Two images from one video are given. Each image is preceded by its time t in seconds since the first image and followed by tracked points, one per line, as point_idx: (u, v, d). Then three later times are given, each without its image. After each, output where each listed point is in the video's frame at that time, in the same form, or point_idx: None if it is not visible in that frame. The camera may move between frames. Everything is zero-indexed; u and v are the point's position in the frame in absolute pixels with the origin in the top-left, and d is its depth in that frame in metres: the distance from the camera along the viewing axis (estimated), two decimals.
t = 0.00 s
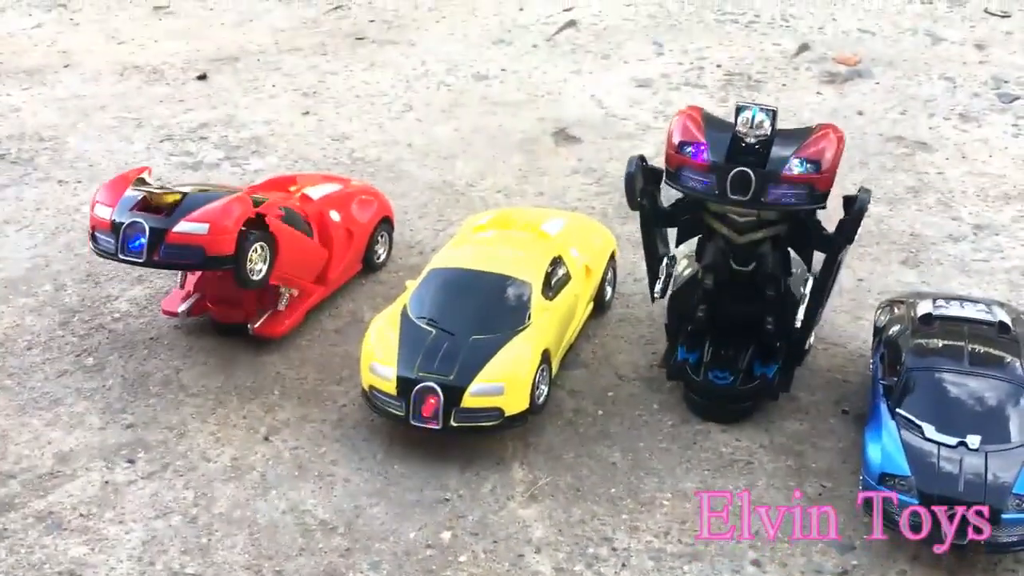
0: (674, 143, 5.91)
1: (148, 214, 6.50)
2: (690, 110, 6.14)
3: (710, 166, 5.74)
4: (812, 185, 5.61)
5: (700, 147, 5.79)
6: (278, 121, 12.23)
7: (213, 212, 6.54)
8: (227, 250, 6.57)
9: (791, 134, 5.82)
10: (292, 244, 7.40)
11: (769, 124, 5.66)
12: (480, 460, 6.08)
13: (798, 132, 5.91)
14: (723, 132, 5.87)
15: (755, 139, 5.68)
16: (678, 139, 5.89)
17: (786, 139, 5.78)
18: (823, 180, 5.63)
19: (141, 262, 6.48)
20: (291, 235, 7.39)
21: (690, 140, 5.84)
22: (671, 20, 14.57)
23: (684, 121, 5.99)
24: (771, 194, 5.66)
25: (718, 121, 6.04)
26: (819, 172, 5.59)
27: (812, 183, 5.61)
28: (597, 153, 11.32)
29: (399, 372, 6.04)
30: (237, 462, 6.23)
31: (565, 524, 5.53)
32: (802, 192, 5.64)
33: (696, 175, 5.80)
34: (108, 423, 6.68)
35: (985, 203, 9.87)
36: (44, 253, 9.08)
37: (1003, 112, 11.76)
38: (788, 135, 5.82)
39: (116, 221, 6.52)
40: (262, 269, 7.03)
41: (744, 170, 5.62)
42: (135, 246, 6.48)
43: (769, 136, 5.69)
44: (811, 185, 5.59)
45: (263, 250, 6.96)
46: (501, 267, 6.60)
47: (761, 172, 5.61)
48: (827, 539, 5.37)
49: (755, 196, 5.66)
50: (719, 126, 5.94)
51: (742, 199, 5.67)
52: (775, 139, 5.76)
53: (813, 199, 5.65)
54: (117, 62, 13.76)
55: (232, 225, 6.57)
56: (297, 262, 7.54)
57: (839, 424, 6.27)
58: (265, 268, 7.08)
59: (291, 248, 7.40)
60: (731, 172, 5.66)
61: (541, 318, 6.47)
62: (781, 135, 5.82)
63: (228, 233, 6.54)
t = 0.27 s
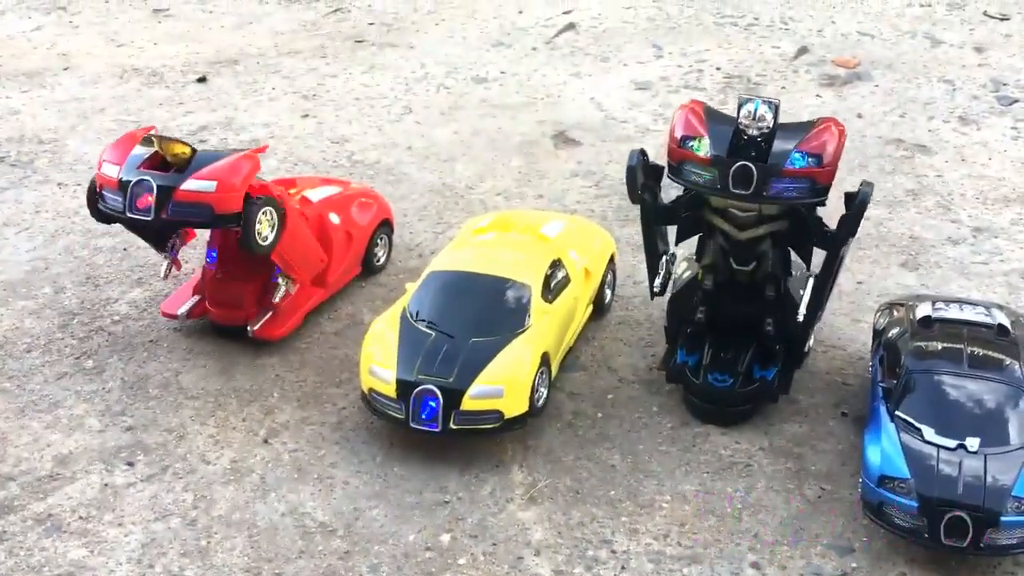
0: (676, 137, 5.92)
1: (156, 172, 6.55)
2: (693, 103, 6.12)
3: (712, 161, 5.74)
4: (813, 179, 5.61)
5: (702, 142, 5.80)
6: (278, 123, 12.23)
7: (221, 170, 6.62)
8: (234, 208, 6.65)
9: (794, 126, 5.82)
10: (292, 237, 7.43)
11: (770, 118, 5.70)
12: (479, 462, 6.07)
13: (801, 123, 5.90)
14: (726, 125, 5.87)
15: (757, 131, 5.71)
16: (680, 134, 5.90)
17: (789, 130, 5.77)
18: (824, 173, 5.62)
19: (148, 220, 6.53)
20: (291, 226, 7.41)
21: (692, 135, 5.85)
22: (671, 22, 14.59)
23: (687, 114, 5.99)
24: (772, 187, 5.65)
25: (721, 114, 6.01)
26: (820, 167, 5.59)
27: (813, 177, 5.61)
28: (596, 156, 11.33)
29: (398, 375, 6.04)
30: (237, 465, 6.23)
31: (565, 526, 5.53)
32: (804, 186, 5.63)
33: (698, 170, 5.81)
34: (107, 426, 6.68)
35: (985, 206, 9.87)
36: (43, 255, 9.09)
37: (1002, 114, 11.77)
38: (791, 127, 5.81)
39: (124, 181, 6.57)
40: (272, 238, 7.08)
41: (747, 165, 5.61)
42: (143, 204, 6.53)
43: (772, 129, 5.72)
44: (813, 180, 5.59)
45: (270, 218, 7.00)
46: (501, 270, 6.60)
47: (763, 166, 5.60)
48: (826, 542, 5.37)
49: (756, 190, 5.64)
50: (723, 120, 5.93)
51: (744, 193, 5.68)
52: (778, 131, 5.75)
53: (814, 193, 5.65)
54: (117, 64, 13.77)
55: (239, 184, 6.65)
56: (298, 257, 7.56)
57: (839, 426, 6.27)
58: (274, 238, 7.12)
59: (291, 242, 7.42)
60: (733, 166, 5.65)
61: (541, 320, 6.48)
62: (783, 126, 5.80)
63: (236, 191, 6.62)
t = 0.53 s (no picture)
0: (683, 121, 5.85)
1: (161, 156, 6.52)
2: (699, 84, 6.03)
3: (719, 145, 5.68)
4: (818, 162, 5.56)
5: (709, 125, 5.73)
6: (277, 124, 12.23)
7: (225, 154, 6.61)
8: (238, 192, 6.65)
9: (800, 107, 5.75)
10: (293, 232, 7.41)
11: (778, 97, 5.58)
12: (479, 463, 6.07)
13: (806, 105, 5.83)
14: (733, 106, 5.80)
15: (763, 112, 5.60)
16: (687, 117, 5.83)
17: (795, 111, 5.71)
18: (828, 157, 5.57)
19: (153, 205, 6.53)
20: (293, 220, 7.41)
21: (699, 118, 5.79)
22: (671, 23, 14.60)
23: (694, 97, 5.90)
24: (778, 170, 5.58)
25: (727, 96, 5.93)
26: (825, 150, 5.54)
27: (818, 160, 5.56)
28: (596, 157, 11.34)
29: (398, 376, 6.04)
30: (237, 466, 6.23)
31: (565, 527, 5.52)
32: (809, 169, 5.58)
33: (705, 154, 5.76)
34: (106, 427, 6.67)
35: (984, 207, 9.88)
36: (43, 256, 9.09)
37: (1002, 115, 11.78)
38: (797, 107, 5.75)
39: (128, 165, 6.53)
40: (276, 226, 7.05)
41: (753, 149, 5.56)
42: (148, 188, 6.51)
43: (779, 109, 5.63)
44: (818, 162, 5.55)
45: (274, 203, 6.98)
46: (501, 271, 6.60)
47: (769, 150, 5.55)
48: (827, 543, 5.37)
49: (762, 173, 5.58)
50: (730, 101, 5.85)
51: (750, 176, 5.61)
52: (783, 113, 5.68)
53: (819, 175, 5.60)
54: (116, 65, 13.77)
55: (243, 167, 6.64)
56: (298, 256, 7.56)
57: (839, 427, 6.27)
58: (277, 225, 7.07)
59: (292, 240, 7.41)
60: (739, 150, 5.60)
61: (541, 322, 6.47)
62: (789, 108, 5.74)
63: (240, 174, 6.62)
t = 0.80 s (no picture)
0: (684, 117, 5.82)
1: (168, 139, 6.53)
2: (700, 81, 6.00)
3: (720, 141, 5.67)
4: (819, 158, 5.56)
5: (711, 122, 5.71)
6: (277, 125, 12.24)
7: (232, 137, 6.60)
8: (244, 175, 6.60)
9: (801, 102, 5.73)
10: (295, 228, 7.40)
11: (778, 93, 5.54)
12: (479, 464, 6.08)
13: (807, 100, 5.81)
14: (734, 101, 5.78)
15: (765, 107, 5.57)
16: (688, 113, 5.80)
17: (796, 106, 5.69)
18: (829, 153, 5.57)
19: (159, 187, 6.50)
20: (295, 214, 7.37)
21: (701, 114, 5.75)
22: (671, 24, 14.60)
23: (695, 93, 5.87)
24: (779, 166, 5.59)
25: (729, 92, 5.90)
26: (826, 145, 5.54)
27: (819, 156, 5.56)
28: (596, 157, 11.34)
29: (398, 376, 6.04)
30: (237, 466, 6.23)
31: (565, 528, 5.53)
32: (810, 164, 5.58)
33: (706, 150, 5.74)
34: (106, 427, 6.68)
35: (984, 208, 9.88)
36: (43, 257, 9.09)
37: (1001, 116, 11.78)
38: (799, 102, 5.72)
39: (135, 147, 6.54)
40: (282, 210, 6.92)
41: (754, 145, 5.56)
42: (154, 170, 6.50)
43: (780, 104, 5.59)
44: (819, 158, 5.54)
45: (281, 187, 6.88)
46: (501, 271, 6.60)
47: (770, 146, 5.55)
48: (826, 543, 5.37)
49: (763, 169, 5.58)
50: (731, 97, 5.83)
51: (750, 172, 5.61)
52: (785, 109, 5.67)
53: (820, 171, 5.60)
54: (116, 66, 13.77)
55: (249, 151, 6.62)
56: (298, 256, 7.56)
57: (839, 427, 6.27)
58: (284, 209, 6.95)
59: (292, 240, 7.41)
60: (740, 146, 5.59)
61: (541, 322, 6.47)
62: (790, 104, 5.72)
63: (247, 158, 6.59)
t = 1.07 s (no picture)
0: (684, 117, 5.82)
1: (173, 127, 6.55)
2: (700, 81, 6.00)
3: (720, 141, 5.67)
4: (819, 158, 5.56)
5: (711, 122, 5.71)
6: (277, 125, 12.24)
7: (236, 125, 6.62)
8: (249, 163, 6.64)
9: (801, 102, 5.74)
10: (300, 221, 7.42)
11: (779, 92, 5.56)
12: (479, 464, 6.07)
13: (807, 100, 5.81)
14: (735, 100, 5.78)
15: (765, 106, 5.58)
16: (689, 112, 5.80)
17: (796, 106, 5.70)
18: (830, 153, 5.56)
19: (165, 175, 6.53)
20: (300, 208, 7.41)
21: (701, 114, 5.75)
22: (671, 24, 14.60)
23: (695, 93, 5.87)
24: (779, 166, 5.58)
25: (729, 92, 5.90)
26: (827, 145, 5.54)
27: (819, 156, 5.56)
28: (596, 157, 11.34)
29: (398, 376, 6.04)
30: (237, 466, 6.23)
31: (565, 528, 5.52)
32: (810, 164, 5.58)
33: (706, 150, 5.74)
34: (106, 428, 6.68)
35: (984, 208, 9.88)
36: (43, 257, 9.09)
37: (1001, 116, 11.78)
38: (798, 103, 5.72)
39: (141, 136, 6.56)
40: (286, 199, 6.99)
41: (754, 145, 5.56)
42: (160, 158, 6.52)
43: (780, 104, 5.60)
44: (819, 158, 5.54)
45: (286, 176, 6.92)
46: (502, 271, 6.60)
47: (770, 146, 5.55)
48: (826, 543, 5.37)
49: (763, 168, 5.57)
50: (731, 97, 5.83)
51: (751, 172, 5.60)
52: (785, 108, 5.67)
53: (820, 171, 5.60)
54: (116, 66, 13.77)
55: (254, 139, 6.64)
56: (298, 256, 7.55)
57: (839, 427, 6.27)
58: (288, 198, 7.02)
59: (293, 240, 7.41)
60: (740, 146, 5.59)
61: (540, 322, 6.47)
62: (790, 104, 5.72)
63: (251, 146, 6.62)
